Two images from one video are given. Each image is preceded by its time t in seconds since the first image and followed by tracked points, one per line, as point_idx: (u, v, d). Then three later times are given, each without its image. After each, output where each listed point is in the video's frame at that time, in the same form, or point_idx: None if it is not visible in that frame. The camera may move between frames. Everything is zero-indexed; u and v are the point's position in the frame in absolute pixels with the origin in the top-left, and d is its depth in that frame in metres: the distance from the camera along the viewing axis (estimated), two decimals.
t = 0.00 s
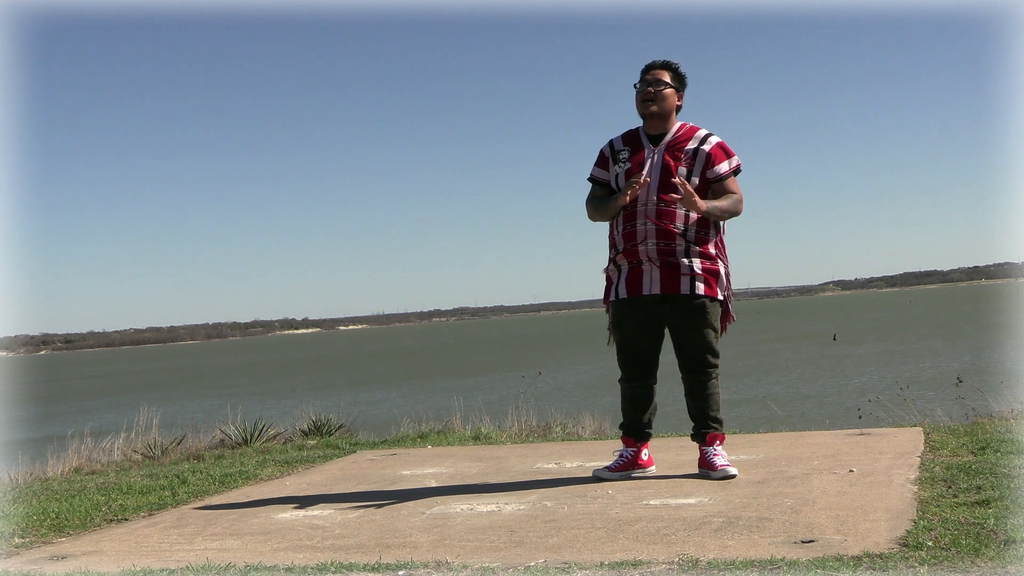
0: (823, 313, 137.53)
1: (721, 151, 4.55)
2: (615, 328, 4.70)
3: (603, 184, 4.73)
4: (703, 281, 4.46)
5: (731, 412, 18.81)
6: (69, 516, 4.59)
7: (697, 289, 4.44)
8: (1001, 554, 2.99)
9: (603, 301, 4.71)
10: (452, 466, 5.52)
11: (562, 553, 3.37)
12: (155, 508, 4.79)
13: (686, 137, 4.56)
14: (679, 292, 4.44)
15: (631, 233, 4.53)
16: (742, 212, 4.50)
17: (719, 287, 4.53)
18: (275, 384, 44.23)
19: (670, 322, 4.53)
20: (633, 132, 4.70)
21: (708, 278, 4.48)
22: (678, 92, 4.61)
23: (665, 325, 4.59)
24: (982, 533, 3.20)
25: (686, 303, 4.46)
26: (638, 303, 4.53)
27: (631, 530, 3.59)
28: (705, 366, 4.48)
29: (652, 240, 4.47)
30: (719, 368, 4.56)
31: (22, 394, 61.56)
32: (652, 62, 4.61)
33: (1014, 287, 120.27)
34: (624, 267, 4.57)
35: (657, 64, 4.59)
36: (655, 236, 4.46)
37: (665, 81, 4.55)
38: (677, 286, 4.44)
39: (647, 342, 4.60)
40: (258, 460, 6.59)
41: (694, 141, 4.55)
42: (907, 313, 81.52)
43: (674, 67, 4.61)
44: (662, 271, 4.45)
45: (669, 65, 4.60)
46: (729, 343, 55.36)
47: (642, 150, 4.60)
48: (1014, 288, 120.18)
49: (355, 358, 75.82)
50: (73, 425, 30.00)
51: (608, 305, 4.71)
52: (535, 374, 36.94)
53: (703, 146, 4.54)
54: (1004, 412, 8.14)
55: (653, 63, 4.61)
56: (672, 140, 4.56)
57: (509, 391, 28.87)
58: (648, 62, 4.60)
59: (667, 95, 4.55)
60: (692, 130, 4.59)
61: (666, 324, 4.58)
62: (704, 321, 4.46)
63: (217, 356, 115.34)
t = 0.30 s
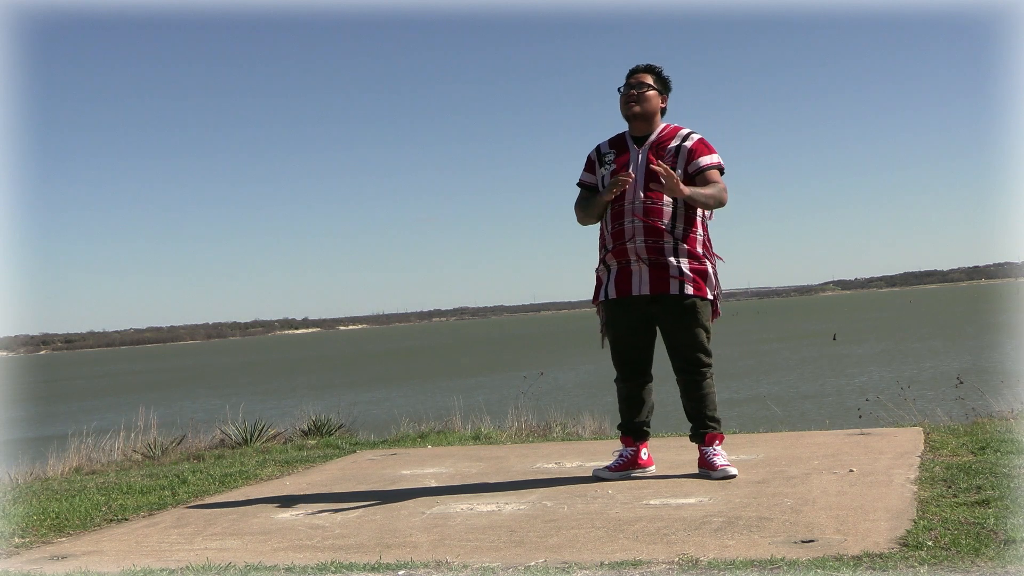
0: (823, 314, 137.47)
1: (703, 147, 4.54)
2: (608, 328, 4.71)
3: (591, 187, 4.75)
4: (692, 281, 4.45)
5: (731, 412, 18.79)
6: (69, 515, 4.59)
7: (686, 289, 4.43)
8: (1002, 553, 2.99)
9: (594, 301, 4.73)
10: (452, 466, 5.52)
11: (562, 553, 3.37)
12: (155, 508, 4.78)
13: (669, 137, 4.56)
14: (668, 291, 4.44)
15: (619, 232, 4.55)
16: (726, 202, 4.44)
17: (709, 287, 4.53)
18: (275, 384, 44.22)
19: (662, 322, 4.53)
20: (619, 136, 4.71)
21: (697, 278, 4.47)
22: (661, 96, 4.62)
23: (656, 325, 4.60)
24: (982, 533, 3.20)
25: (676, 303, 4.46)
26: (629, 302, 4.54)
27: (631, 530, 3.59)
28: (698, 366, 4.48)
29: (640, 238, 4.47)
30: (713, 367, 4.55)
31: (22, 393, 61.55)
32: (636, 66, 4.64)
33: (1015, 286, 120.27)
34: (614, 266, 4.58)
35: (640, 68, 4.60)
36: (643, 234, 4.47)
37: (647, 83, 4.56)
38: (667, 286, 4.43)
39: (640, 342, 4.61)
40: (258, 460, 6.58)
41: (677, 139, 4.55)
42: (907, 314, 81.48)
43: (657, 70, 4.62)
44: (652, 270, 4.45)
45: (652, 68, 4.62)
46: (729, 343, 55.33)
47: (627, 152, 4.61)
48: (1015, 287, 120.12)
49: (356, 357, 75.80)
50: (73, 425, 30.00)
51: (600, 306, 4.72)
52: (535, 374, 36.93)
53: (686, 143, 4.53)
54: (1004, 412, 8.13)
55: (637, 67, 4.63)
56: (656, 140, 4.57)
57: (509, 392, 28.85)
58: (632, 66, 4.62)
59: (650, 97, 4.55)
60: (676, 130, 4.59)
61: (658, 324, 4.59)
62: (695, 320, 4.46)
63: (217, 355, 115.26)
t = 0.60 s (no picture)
0: (823, 314, 137.43)
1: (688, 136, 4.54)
2: (602, 329, 4.73)
3: (580, 189, 4.75)
4: (683, 281, 4.45)
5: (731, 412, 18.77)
6: (70, 515, 4.59)
7: (677, 289, 4.43)
8: (1001, 553, 2.99)
9: (587, 303, 4.74)
10: (452, 466, 5.52)
11: (562, 553, 3.37)
12: (155, 508, 4.78)
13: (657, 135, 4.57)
14: (658, 292, 4.43)
15: (610, 232, 4.56)
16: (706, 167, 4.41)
17: (700, 287, 4.52)
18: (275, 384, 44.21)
19: (653, 323, 4.54)
20: (610, 140, 4.72)
21: (688, 278, 4.47)
22: (652, 97, 4.61)
23: (649, 325, 4.61)
24: (982, 533, 3.20)
25: (667, 303, 4.45)
26: (621, 304, 4.55)
27: (631, 530, 3.59)
28: (692, 366, 4.47)
29: (631, 236, 4.48)
30: (707, 367, 4.54)
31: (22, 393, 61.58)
32: (626, 70, 4.69)
33: (1015, 286, 120.25)
34: (604, 267, 4.59)
35: (632, 70, 4.65)
36: (633, 233, 4.48)
37: (637, 83, 4.60)
38: (657, 286, 4.43)
39: (634, 342, 4.62)
40: (258, 460, 6.58)
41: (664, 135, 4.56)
42: (906, 314, 81.53)
43: (647, 74, 4.66)
44: (642, 270, 4.46)
45: (642, 72, 4.66)
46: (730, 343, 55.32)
47: (617, 153, 4.62)
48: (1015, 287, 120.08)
49: (356, 357, 75.81)
50: (73, 425, 30.02)
51: (593, 307, 4.74)
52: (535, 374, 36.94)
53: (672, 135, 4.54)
54: (1003, 412, 8.13)
55: (627, 71, 4.68)
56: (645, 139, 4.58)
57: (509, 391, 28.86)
58: (624, 70, 4.66)
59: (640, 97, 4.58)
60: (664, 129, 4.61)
61: (651, 325, 4.59)
62: (686, 321, 4.45)
63: (216, 355, 115.20)
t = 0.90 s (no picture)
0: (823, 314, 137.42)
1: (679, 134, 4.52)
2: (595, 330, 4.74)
3: (573, 193, 4.75)
4: (673, 280, 4.44)
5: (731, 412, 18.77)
6: (70, 516, 4.59)
7: (667, 289, 4.42)
8: (1002, 554, 2.99)
9: (579, 305, 4.75)
10: (452, 466, 5.52)
11: (562, 553, 3.37)
12: (155, 508, 4.79)
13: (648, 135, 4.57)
14: (648, 292, 4.44)
15: (600, 233, 4.57)
16: (693, 157, 4.39)
17: (691, 287, 4.51)
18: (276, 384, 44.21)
19: (645, 323, 4.54)
20: (601, 144, 4.72)
21: (678, 278, 4.46)
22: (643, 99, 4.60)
23: (642, 325, 4.61)
24: (982, 533, 3.20)
25: (657, 304, 4.45)
26: (612, 305, 4.56)
27: (631, 530, 3.59)
28: (685, 366, 4.46)
29: (620, 237, 4.49)
30: (702, 366, 4.54)
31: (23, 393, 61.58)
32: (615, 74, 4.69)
33: (1015, 286, 120.28)
34: (595, 268, 4.60)
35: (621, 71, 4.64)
36: (622, 234, 4.48)
37: (626, 85, 4.60)
38: (646, 287, 4.43)
39: (627, 343, 4.63)
40: (258, 461, 6.58)
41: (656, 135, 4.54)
42: (906, 314, 81.64)
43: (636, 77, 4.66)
44: (631, 270, 4.46)
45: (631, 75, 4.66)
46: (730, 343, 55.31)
47: (608, 155, 4.62)
48: (1015, 287, 120.09)
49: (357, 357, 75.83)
50: (73, 425, 30.03)
51: (585, 309, 4.75)
52: (535, 374, 36.95)
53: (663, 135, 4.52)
54: (1003, 411, 8.15)
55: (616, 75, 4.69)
56: (636, 139, 4.57)
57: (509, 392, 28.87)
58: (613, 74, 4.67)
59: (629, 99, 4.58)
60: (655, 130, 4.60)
61: (643, 325, 4.60)
62: (677, 320, 4.45)
63: (216, 355, 115.25)
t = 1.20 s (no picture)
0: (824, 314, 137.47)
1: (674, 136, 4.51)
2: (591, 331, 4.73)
3: (567, 194, 4.74)
4: (669, 281, 4.43)
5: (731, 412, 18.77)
6: (69, 516, 4.59)
7: (662, 290, 4.41)
8: (1002, 554, 2.98)
9: (574, 306, 4.75)
10: (452, 466, 5.52)
11: (562, 553, 3.36)
12: (155, 509, 4.78)
13: (642, 137, 4.56)
14: (644, 293, 4.42)
15: (595, 233, 4.56)
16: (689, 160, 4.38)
17: (685, 287, 4.51)
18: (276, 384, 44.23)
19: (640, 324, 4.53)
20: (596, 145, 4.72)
21: (673, 279, 4.46)
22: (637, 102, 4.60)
23: (638, 326, 4.60)
24: (983, 534, 3.19)
25: (652, 304, 4.44)
26: (608, 305, 4.55)
27: (631, 530, 3.59)
28: (682, 366, 4.46)
29: (615, 238, 4.48)
30: (699, 367, 4.53)
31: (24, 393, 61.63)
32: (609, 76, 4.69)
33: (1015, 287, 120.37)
34: (590, 269, 4.59)
35: (614, 74, 4.64)
36: (618, 235, 4.48)
37: (619, 87, 4.60)
38: (642, 287, 4.42)
39: (623, 343, 4.62)
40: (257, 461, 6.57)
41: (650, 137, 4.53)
42: (907, 314, 81.54)
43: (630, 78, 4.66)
44: (627, 271, 4.45)
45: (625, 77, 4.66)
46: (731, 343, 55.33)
47: (602, 157, 4.62)
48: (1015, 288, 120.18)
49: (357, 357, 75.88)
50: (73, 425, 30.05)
51: (579, 310, 4.75)
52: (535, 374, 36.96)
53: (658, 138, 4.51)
54: (1004, 411, 8.15)
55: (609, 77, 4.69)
56: (630, 141, 4.57)
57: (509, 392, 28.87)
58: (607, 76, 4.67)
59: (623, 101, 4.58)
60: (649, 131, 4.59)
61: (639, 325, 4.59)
62: (673, 321, 4.44)
63: (217, 355, 115.36)
